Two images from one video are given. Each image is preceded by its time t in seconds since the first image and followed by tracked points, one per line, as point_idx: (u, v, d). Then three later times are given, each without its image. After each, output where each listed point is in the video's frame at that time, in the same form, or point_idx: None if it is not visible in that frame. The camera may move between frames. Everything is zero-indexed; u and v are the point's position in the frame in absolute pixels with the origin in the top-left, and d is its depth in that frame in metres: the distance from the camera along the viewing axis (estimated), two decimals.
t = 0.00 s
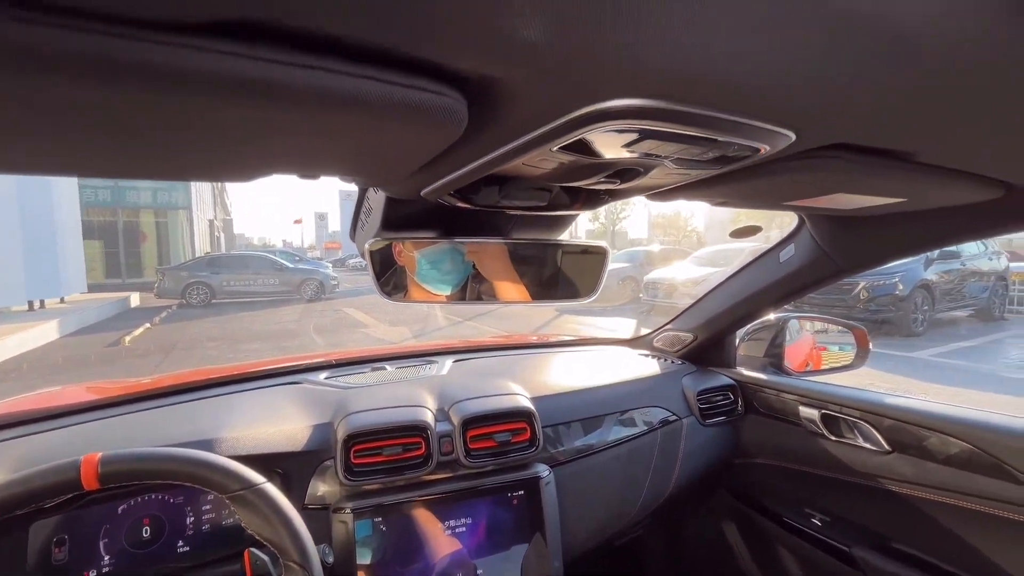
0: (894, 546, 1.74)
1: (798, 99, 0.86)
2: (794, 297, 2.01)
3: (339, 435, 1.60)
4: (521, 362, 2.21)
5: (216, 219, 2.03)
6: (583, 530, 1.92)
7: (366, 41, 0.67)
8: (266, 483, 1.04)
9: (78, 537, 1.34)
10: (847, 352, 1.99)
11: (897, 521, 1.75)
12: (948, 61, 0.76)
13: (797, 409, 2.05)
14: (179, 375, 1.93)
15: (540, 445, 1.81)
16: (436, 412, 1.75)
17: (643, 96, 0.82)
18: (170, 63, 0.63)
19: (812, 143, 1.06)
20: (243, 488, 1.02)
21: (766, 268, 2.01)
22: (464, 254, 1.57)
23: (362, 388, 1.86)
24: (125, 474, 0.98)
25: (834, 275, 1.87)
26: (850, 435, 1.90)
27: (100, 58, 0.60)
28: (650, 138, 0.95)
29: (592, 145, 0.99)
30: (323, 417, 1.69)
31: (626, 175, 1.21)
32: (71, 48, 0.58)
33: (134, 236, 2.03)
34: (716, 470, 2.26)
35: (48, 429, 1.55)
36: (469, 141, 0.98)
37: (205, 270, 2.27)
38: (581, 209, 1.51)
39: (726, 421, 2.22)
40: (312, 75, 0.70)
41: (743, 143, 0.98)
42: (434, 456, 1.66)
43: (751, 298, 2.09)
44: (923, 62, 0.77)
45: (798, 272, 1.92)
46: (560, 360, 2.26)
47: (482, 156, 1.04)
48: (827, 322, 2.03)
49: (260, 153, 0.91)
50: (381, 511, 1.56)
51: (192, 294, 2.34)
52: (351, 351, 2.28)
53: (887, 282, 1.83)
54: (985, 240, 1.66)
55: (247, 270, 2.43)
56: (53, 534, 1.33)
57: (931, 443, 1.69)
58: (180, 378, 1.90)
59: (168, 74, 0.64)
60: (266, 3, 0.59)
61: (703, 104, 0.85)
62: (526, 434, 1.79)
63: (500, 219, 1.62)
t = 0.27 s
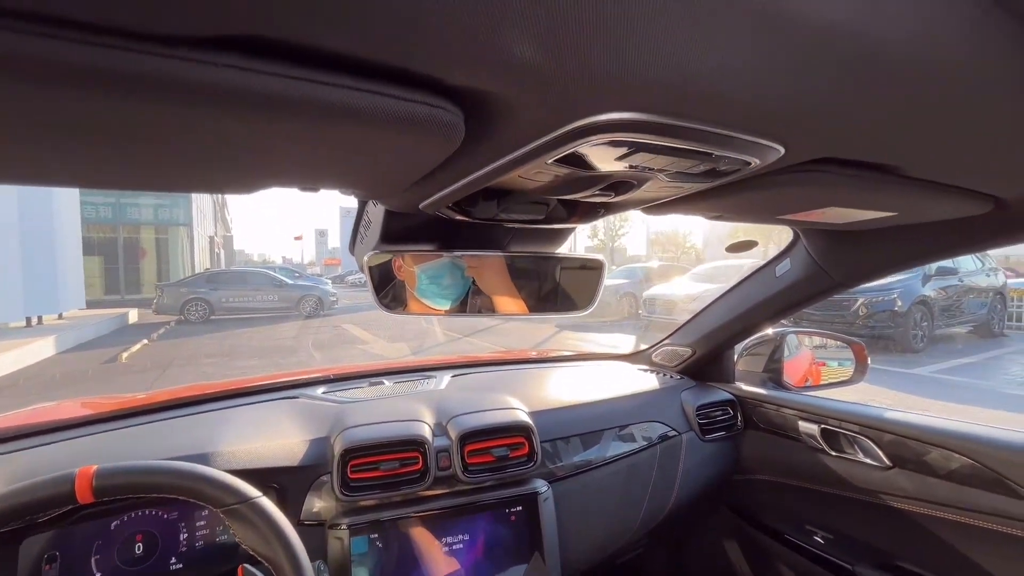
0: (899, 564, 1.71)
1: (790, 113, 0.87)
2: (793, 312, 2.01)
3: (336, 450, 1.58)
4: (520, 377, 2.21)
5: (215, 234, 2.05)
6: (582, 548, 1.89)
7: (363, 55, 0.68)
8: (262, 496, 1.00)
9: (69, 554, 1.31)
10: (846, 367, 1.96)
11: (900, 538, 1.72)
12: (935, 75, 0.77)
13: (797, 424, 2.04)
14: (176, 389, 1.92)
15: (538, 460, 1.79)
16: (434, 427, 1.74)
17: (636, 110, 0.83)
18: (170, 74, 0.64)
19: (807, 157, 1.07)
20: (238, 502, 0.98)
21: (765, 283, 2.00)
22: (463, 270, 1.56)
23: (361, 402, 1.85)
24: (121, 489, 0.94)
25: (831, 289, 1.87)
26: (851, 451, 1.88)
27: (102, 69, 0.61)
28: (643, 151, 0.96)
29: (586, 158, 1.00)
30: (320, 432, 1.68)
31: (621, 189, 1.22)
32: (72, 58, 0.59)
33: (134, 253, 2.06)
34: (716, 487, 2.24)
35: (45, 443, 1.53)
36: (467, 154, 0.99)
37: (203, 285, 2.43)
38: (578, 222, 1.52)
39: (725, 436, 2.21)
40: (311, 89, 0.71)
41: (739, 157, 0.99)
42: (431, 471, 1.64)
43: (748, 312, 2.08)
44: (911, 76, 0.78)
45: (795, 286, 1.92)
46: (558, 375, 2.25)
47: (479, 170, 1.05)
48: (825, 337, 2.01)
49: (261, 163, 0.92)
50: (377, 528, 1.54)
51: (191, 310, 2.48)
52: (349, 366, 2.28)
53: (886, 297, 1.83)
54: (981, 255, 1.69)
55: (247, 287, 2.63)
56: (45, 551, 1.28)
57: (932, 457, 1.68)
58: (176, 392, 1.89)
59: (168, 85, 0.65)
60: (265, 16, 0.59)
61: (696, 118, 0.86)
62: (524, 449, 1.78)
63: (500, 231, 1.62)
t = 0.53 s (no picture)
0: None
1: (788, 123, 0.87)
2: (796, 324, 2.00)
3: (338, 461, 1.58)
4: (522, 389, 2.20)
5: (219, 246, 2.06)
6: (586, 562, 1.87)
7: (365, 66, 0.69)
8: (264, 506, 0.99)
9: (69, 564, 1.28)
10: (851, 381, 1.95)
11: (909, 553, 1.70)
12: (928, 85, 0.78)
13: (801, 437, 2.02)
14: (178, 400, 1.91)
15: (541, 472, 1.78)
16: (436, 438, 1.73)
17: (634, 119, 0.83)
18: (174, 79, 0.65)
19: (808, 167, 1.08)
20: (240, 511, 0.97)
21: (768, 294, 1.99)
22: (467, 283, 1.58)
23: (363, 414, 1.85)
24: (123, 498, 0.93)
25: (834, 301, 1.87)
26: (857, 464, 1.87)
27: (109, 74, 0.62)
28: (643, 161, 0.97)
29: (587, 168, 1.01)
30: (321, 442, 1.67)
31: (622, 199, 1.22)
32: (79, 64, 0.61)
33: (139, 264, 2.07)
34: (721, 501, 2.21)
35: (47, 453, 1.52)
36: (471, 164, 1.00)
37: (207, 298, 2.37)
38: (580, 232, 1.52)
39: (730, 450, 2.19)
40: (314, 97, 0.72)
41: (741, 166, 1.00)
42: (433, 482, 1.64)
43: (751, 324, 2.07)
44: (905, 85, 0.79)
45: (797, 298, 1.92)
46: (562, 386, 2.24)
47: (482, 179, 1.06)
48: (830, 351, 1.99)
49: (267, 168, 0.93)
50: (378, 540, 1.53)
51: (194, 322, 2.42)
52: (351, 378, 2.27)
53: (889, 311, 1.85)
54: (985, 269, 1.67)
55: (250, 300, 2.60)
56: (44, 561, 1.25)
57: (939, 470, 1.67)
58: (178, 403, 1.88)
59: (172, 92, 0.66)
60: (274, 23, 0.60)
61: (695, 128, 0.87)
62: (527, 461, 1.77)
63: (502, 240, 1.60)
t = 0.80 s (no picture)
0: None
1: (788, 132, 0.88)
2: (803, 332, 1.99)
3: (344, 466, 1.59)
4: (528, 396, 2.20)
5: (230, 255, 2.08)
6: (591, 570, 1.86)
7: (372, 79, 0.71)
8: (271, 510, 1.00)
9: (79, 566, 1.28)
10: (860, 390, 1.96)
11: (919, 564, 1.68)
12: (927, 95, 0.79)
13: (808, 446, 2.01)
14: (186, 406, 1.93)
15: (546, 480, 1.78)
16: (441, 444, 1.74)
17: (636, 129, 0.85)
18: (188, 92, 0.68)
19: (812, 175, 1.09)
20: (246, 515, 0.98)
21: (775, 302, 1.99)
22: (473, 291, 1.59)
23: (369, 420, 1.86)
24: (133, 500, 0.94)
25: (841, 308, 1.86)
26: (866, 474, 1.85)
27: (125, 89, 0.64)
28: (645, 169, 0.98)
29: (589, 176, 1.02)
30: (327, 448, 1.68)
31: (625, 207, 1.23)
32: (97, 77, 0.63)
33: (150, 271, 2.05)
34: (728, 511, 2.20)
35: (57, 456, 1.54)
36: (476, 172, 1.01)
37: (217, 305, 2.45)
38: (584, 239, 1.52)
39: (736, 458, 2.18)
40: (323, 108, 0.73)
41: (742, 174, 1.01)
42: (438, 488, 1.64)
43: (757, 332, 2.07)
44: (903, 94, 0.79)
45: (804, 305, 1.91)
46: (567, 394, 2.24)
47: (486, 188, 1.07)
48: (839, 359, 1.99)
49: (277, 176, 0.94)
50: (383, 545, 1.53)
51: (204, 330, 2.56)
52: (358, 385, 2.28)
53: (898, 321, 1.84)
54: (997, 276, 1.65)
55: (260, 307, 2.64)
56: (54, 564, 1.25)
57: (949, 481, 1.65)
58: (186, 409, 1.89)
59: (185, 101, 0.68)
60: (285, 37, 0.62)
61: (695, 137, 0.88)
62: (532, 468, 1.77)
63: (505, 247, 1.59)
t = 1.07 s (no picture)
0: None
1: (807, 125, 0.88)
2: (818, 332, 1.98)
3: (360, 462, 1.60)
4: (540, 395, 2.20)
5: (244, 256, 2.13)
6: (604, 570, 1.86)
7: (396, 70, 0.72)
8: (290, 502, 1.01)
9: (104, 556, 1.31)
10: (877, 393, 1.94)
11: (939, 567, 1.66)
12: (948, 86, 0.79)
13: (825, 447, 1.99)
14: (204, 403, 1.96)
15: (559, 478, 1.79)
16: (455, 441, 1.75)
17: (654, 122, 0.85)
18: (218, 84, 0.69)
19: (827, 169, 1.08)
20: (266, 506, 0.99)
21: (791, 301, 1.97)
22: (485, 292, 1.58)
23: (384, 417, 1.88)
24: (158, 489, 0.95)
25: (857, 308, 1.84)
26: (884, 476, 1.83)
27: (158, 80, 0.66)
28: (660, 163, 0.98)
29: (607, 170, 1.03)
30: (343, 444, 1.70)
31: (641, 202, 1.24)
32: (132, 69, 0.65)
33: (167, 274, 2.14)
34: (743, 514, 2.18)
35: (81, 450, 1.57)
36: (494, 167, 1.02)
37: (232, 308, 2.61)
38: (597, 236, 1.53)
39: (751, 460, 2.16)
40: (348, 100, 0.75)
41: (758, 168, 1.01)
42: (452, 485, 1.65)
43: (771, 333, 2.06)
44: (922, 85, 0.80)
45: (819, 305, 1.89)
46: (579, 393, 2.24)
47: (503, 183, 1.08)
48: (856, 360, 1.98)
49: (298, 172, 0.96)
50: (397, 540, 1.54)
51: (218, 330, 2.70)
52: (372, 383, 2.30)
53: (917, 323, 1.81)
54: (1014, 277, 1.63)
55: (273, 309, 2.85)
56: (81, 552, 1.29)
57: (971, 484, 1.63)
58: (204, 405, 1.92)
59: (213, 93, 0.70)
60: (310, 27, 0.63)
61: (714, 130, 0.88)
62: (545, 466, 1.78)
63: (519, 244, 1.60)
